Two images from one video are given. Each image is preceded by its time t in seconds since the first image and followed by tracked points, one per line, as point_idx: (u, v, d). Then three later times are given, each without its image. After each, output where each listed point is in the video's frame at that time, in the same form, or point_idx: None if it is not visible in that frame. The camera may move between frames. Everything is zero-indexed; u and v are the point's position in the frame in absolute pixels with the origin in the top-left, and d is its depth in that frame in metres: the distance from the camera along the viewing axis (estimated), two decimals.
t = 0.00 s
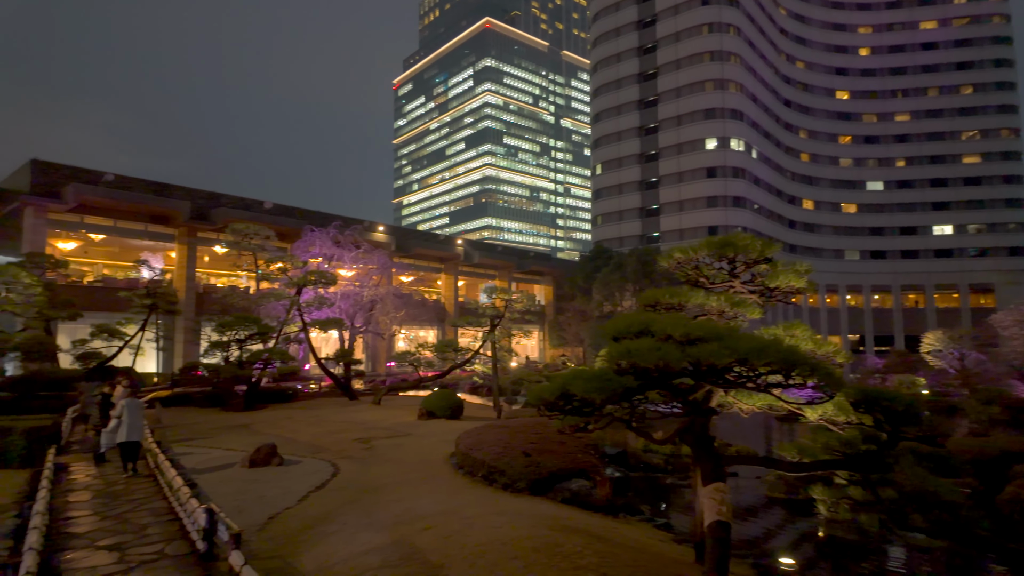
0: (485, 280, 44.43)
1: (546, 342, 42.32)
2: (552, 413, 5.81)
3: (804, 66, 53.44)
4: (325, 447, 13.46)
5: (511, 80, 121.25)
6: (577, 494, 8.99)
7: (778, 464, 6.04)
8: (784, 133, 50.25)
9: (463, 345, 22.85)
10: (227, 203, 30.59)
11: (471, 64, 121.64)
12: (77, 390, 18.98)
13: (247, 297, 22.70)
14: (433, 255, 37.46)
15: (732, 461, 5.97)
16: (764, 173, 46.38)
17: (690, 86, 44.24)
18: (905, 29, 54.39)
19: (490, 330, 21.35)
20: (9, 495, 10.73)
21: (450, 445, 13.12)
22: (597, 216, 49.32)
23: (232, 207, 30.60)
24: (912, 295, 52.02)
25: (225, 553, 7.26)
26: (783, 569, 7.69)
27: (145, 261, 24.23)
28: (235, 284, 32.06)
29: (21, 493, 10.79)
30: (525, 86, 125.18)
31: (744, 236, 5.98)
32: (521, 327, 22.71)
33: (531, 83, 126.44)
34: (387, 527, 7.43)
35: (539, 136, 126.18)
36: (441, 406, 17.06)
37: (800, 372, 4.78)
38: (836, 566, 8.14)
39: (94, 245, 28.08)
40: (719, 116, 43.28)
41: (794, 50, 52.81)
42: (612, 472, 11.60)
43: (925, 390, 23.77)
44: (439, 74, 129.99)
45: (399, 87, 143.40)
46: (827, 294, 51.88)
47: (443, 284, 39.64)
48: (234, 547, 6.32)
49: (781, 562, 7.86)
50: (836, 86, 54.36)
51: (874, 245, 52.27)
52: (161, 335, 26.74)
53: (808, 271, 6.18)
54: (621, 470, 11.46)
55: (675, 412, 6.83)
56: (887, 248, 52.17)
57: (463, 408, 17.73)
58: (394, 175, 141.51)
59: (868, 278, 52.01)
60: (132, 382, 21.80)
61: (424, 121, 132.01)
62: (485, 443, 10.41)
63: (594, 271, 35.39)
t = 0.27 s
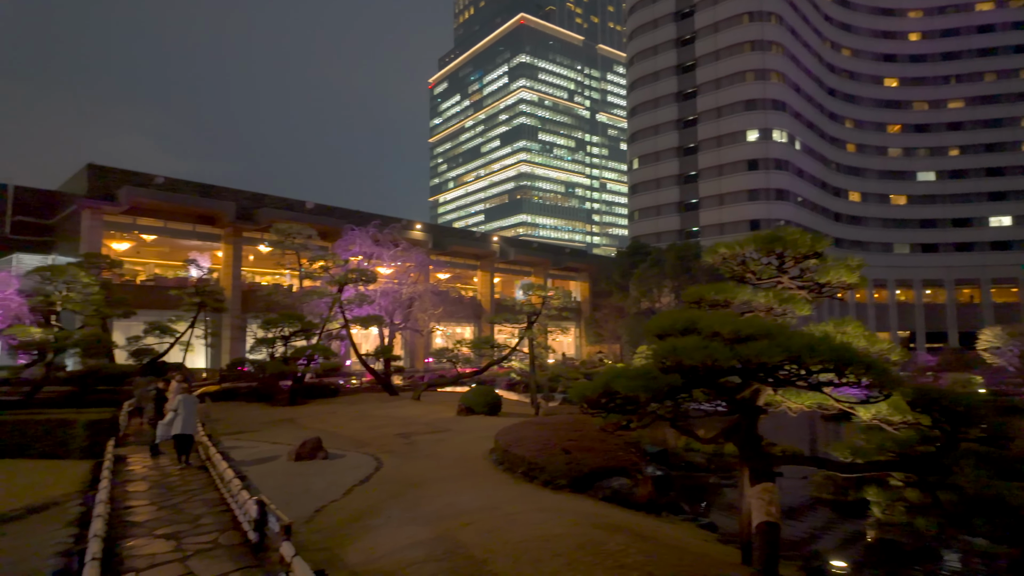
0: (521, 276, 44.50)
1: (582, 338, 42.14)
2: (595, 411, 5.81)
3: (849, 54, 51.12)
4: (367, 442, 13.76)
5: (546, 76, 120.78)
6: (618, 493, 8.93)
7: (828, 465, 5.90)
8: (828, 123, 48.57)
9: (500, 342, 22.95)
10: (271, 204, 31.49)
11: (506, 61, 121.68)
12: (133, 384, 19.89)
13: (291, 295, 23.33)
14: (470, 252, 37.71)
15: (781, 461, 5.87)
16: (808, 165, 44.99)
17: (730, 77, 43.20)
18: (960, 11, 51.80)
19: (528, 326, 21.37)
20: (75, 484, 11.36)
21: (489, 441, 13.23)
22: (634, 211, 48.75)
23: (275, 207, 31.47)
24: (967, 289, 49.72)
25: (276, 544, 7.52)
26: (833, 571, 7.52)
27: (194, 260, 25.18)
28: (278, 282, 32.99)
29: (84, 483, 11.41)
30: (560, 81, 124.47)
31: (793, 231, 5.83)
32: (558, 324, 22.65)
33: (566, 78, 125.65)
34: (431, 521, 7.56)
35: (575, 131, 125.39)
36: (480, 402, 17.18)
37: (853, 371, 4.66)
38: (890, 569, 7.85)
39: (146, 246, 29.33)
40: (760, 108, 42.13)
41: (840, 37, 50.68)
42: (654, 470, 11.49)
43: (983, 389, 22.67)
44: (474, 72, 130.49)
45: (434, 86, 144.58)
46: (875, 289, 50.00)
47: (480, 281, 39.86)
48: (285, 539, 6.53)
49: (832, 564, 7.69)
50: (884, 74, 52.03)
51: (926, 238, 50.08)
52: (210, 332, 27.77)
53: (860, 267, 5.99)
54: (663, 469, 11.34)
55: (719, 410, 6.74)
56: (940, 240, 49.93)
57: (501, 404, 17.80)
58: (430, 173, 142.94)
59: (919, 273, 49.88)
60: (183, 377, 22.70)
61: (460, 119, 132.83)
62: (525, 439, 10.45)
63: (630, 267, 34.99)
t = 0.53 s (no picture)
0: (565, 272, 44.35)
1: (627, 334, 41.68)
2: (648, 405, 5.80)
3: (910, 36, 48.69)
4: (417, 434, 14.05)
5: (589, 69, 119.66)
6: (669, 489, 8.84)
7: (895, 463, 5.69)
8: (887, 109, 46.33)
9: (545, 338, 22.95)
10: (321, 203, 32.42)
11: (548, 55, 121.14)
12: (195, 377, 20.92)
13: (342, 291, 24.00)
14: (514, 247, 37.83)
15: (844, 458, 5.71)
16: (865, 153, 43.06)
17: (781, 64, 41.74)
18: None
19: (573, 322, 21.29)
20: (146, 470, 12.08)
21: (537, 435, 13.29)
22: (681, 204, 47.80)
23: (325, 206, 32.40)
24: None
25: (334, 531, 7.80)
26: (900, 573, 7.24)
27: (250, 258, 26.17)
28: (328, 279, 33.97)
29: (155, 470, 12.11)
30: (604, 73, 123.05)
31: (855, 221, 5.65)
32: (604, 319, 22.48)
33: (610, 70, 124.12)
34: (482, 513, 7.69)
35: (619, 124, 123.75)
36: (526, 397, 17.26)
37: (922, 365, 4.49)
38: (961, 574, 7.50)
39: (205, 245, 30.68)
40: (813, 95, 40.55)
41: (900, 18, 48.37)
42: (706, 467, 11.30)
43: None
44: (517, 67, 130.46)
45: (477, 83, 145.44)
46: (940, 282, 47.43)
47: (524, 276, 39.94)
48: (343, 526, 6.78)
49: (899, 567, 7.41)
50: (949, 55, 49.31)
51: (996, 228, 47.17)
52: (265, 327, 28.86)
53: (929, 257, 5.73)
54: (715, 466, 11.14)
55: (776, 406, 6.60)
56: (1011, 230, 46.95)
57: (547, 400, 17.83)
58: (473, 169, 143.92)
59: (988, 264, 47.03)
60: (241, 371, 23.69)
61: (503, 115, 133.17)
62: (574, 434, 10.46)
63: (677, 262, 34.36)
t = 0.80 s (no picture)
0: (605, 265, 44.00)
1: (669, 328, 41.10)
2: (705, 397, 5.81)
3: (971, 15, 46.28)
4: (462, 426, 14.27)
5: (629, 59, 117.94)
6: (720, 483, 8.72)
7: (966, 459, 5.50)
8: (945, 93, 44.12)
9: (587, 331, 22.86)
10: (365, 199, 33.09)
11: (586, 46, 119.94)
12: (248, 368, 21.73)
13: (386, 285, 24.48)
14: (554, 241, 37.78)
15: (911, 454, 5.53)
16: (921, 139, 41.15)
17: (831, 49, 40.22)
18: None
19: (616, 315, 21.16)
20: (207, 457, 12.67)
21: (582, 428, 13.31)
22: (724, 195, 46.71)
23: (369, 202, 33.05)
24: None
25: (387, 518, 8.01)
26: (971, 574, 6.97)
27: (297, 254, 26.95)
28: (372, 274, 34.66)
29: (216, 456, 12.69)
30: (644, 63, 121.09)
31: (923, 208, 5.46)
32: (646, 313, 22.26)
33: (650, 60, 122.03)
34: (533, 503, 7.77)
35: (660, 114, 121.64)
36: (569, 390, 17.28)
37: (998, 357, 4.33)
38: None
39: (255, 241, 31.71)
40: (865, 80, 38.94)
41: None
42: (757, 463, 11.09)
43: None
44: (555, 60, 129.70)
45: (515, 77, 145.26)
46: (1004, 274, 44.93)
47: (563, 270, 39.85)
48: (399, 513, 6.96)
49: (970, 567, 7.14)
50: (1014, 34, 46.62)
51: None
52: (312, 320, 29.68)
53: (1002, 245, 5.51)
54: (766, 462, 10.92)
55: (836, 400, 6.44)
56: None
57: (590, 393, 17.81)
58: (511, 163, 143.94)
59: None
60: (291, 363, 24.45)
61: (541, 108, 132.67)
62: (621, 426, 10.44)
63: (720, 254, 33.65)
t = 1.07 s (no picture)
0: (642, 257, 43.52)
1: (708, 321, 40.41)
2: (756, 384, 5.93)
3: None
4: (502, 416, 14.43)
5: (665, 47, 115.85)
6: (767, 476, 8.61)
7: None
8: (1003, 75, 41.95)
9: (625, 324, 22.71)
10: (403, 194, 33.57)
11: (622, 36, 118.32)
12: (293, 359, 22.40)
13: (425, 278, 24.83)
14: (590, 234, 37.58)
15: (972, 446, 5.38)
16: (977, 124, 39.24)
17: (879, 32, 38.68)
18: None
19: (655, 307, 20.97)
20: (258, 443, 13.19)
21: (623, 420, 13.30)
22: (765, 185, 45.54)
23: (407, 196, 33.52)
24: None
25: (433, 504, 8.19)
26: None
27: (338, 248, 27.56)
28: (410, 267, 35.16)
29: (266, 443, 13.20)
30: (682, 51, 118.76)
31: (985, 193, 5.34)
32: (686, 305, 21.97)
33: (688, 48, 119.61)
34: (577, 492, 7.84)
35: (698, 103, 119.13)
36: (608, 382, 17.24)
37: None
38: None
39: (297, 236, 32.56)
40: (915, 63, 37.31)
41: None
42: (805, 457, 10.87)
43: None
44: (590, 50, 128.41)
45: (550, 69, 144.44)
46: None
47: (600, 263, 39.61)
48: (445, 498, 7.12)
49: None
50: None
51: None
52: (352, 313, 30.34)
53: None
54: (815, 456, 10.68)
55: (891, 391, 6.30)
56: None
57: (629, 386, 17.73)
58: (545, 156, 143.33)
59: None
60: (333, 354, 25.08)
61: (575, 100, 131.64)
62: (664, 418, 10.42)
63: (762, 246, 32.87)
